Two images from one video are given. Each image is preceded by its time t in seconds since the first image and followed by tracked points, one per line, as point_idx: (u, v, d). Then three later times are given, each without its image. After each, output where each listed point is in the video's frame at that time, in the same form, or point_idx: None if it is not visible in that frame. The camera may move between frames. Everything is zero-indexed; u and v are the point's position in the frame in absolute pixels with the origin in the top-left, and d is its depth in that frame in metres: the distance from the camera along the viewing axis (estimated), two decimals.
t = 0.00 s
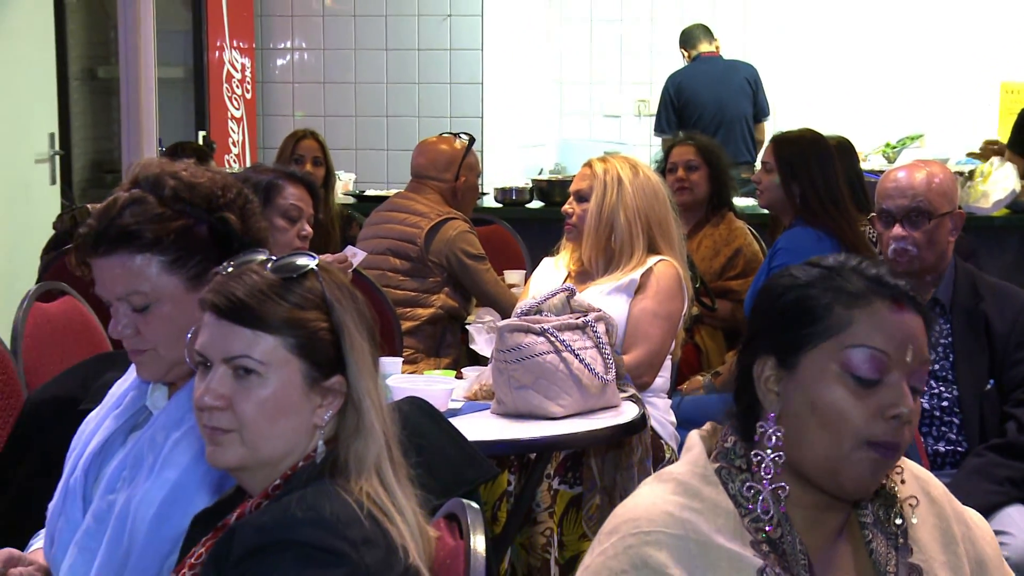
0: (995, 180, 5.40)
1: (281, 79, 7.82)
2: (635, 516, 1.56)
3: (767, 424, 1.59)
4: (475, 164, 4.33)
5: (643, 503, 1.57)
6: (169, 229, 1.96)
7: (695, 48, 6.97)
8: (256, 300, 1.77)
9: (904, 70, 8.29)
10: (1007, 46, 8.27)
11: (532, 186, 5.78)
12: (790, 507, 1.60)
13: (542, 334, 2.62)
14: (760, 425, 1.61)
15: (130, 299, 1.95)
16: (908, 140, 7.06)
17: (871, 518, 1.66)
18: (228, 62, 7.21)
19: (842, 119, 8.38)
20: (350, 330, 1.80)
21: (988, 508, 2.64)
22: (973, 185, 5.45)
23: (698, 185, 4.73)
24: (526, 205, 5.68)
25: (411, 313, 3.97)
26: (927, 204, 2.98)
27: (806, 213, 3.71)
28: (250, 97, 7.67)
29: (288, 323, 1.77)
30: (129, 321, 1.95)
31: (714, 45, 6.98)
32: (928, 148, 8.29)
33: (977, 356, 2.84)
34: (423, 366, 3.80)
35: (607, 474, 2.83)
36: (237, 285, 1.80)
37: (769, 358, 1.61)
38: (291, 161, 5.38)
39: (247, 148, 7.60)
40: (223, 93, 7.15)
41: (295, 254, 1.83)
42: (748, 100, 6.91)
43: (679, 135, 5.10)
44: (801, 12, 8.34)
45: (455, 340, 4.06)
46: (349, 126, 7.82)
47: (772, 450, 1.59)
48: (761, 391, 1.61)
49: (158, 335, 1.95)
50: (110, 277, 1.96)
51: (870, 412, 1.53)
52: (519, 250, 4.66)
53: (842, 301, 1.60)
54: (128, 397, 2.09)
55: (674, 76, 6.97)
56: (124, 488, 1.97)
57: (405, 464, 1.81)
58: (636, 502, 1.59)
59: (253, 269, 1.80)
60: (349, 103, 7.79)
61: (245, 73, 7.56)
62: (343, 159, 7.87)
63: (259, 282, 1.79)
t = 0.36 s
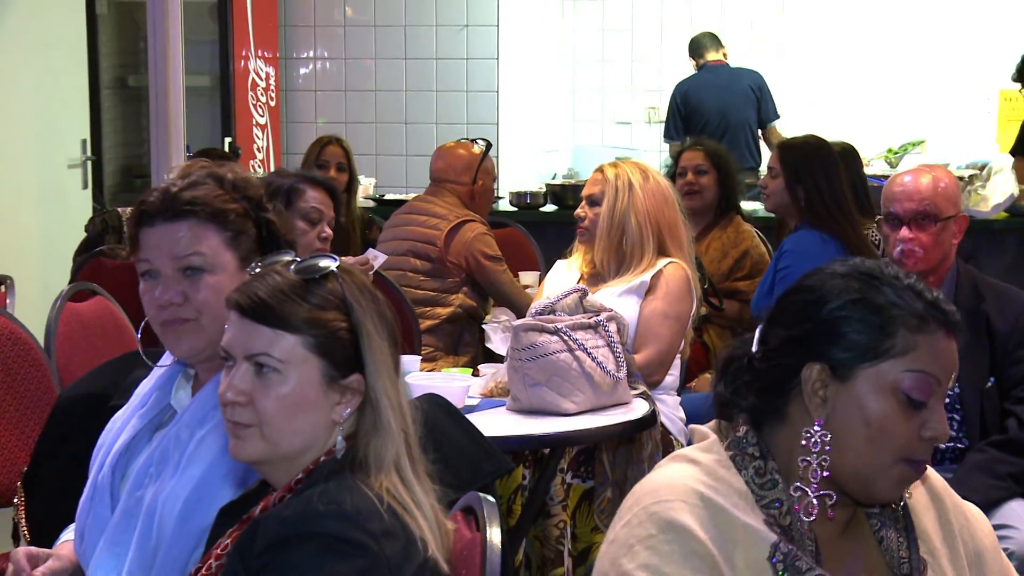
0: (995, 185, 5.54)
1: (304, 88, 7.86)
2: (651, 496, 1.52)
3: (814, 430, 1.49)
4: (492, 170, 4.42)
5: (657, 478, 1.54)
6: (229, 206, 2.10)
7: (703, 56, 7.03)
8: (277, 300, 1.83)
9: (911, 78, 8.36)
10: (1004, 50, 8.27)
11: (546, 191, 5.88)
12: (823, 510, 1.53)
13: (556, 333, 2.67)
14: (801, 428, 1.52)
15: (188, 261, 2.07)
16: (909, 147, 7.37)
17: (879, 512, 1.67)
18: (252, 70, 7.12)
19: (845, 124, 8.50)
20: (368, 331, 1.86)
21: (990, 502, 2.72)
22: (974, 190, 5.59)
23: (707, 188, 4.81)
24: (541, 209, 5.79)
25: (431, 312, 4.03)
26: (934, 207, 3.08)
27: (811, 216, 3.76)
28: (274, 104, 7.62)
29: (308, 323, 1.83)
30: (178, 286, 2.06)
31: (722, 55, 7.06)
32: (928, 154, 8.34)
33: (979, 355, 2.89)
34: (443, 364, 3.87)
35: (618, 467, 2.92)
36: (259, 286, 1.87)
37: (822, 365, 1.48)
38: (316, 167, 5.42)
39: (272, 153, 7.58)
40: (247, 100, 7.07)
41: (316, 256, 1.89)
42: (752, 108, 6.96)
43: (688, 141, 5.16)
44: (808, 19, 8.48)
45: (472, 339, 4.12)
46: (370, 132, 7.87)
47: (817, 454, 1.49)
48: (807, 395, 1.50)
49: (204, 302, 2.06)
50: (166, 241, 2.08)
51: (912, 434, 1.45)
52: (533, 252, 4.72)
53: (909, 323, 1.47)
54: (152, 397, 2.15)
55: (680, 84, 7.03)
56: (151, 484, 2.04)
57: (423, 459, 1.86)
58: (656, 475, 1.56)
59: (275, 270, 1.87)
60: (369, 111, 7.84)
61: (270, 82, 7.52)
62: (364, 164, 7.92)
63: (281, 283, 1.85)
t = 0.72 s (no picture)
0: (999, 188, 5.56)
1: (331, 95, 8.04)
2: (712, 463, 1.57)
3: (838, 434, 1.55)
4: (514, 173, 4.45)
5: (707, 453, 1.59)
6: (265, 209, 2.17)
7: (713, 65, 7.12)
8: (303, 301, 1.90)
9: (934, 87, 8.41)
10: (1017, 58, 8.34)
11: (565, 194, 5.99)
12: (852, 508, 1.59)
13: (574, 331, 2.73)
14: (826, 432, 1.57)
15: (221, 261, 2.13)
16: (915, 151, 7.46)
17: (895, 505, 1.72)
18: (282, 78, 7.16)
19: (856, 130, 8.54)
20: (392, 331, 1.91)
21: (990, 495, 2.80)
22: (978, 192, 5.65)
23: (720, 192, 4.86)
24: (559, 210, 5.90)
25: (452, 310, 4.11)
26: (938, 210, 3.14)
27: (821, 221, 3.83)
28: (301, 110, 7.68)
29: (334, 321, 1.89)
30: (207, 283, 2.13)
31: (730, 62, 7.13)
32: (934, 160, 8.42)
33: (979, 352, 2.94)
34: (463, 361, 3.94)
35: (634, 461, 3.02)
36: (287, 287, 1.93)
37: (846, 374, 1.53)
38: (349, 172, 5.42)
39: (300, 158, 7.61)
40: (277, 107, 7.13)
41: (343, 257, 1.96)
42: (761, 113, 7.03)
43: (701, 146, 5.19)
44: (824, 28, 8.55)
45: (491, 336, 4.22)
46: (394, 138, 8.03)
47: (839, 457, 1.55)
48: (830, 401, 1.55)
49: (235, 299, 2.13)
50: (201, 240, 2.14)
51: (929, 437, 1.51)
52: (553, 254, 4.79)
53: (933, 334, 1.52)
54: (181, 394, 2.22)
55: (692, 91, 7.10)
56: (180, 478, 2.11)
57: (446, 455, 1.91)
58: (697, 453, 1.61)
59: (302, 271, 1.93)
60: (392, 116, 8.00)
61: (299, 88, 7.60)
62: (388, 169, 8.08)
63: (307, 283, 1.92)
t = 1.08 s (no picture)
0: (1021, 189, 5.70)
1: (356, 95, 8.24)
2: (755, 459, 1.56)
3: (869, 437, 1.56)
4: (533, 169, 4.57)
5: (747, 449, 1.58)
6: (276, 212, 2.17)
7: (730, 67, 7.15)
8: (327, 299, 1.91)
9: (956, 88, 8.42)
10: None
11: (588, 193, 6.12)
12: (891, 512, 1.61)
13: (597, 331, 2.76)
14: (856, 435, 1.58)
15: (227, 271, 2.14)
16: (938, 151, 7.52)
17: (925, 505, 1.72)
18: (308, 79, 7.40)
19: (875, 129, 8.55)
20: (415, 330, 1.92)
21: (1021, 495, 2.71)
22: (1000, 193, 5.75)
23: (741, 191, 4.87)
24: (581, 211, 6.08)
25: (474, 309, 4.19)
26: (962, 209, 3.17)
27: (842, 218, 3.92)
28: (326, 110, 7.88)
29: (357, 319, 1.90)
30: (215, 291, 2.13)
31: (747, 64, 7.17)
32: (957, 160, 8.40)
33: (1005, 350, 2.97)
34: (485, 359, 3.99)
35: (656, 460, 3.02)
36: (312, 285, 1.95)
37: (875, 375, 1.54)
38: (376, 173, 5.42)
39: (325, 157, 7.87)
40: (303, 107, 7.33)
41: (367, 256, 1.96)
42: (781, 113, 7.04)
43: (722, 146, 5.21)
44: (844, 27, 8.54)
45: (513, 336, 4.28)
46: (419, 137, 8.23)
47: (876, 461, 1.56)
48: (859, 403, 1.56)
49: (241, 309, 2.12)
50: (210, 246, 2.16)
51: (958, 437, 1.52)
52: (573, 250, 4.91)
53: (960, 334, 1.53)
54: (208, 392, 2.24)
55: (711, 93, 7.09)
56: (205, 476, 2.12)
57: (469, 453, 1.91)
58: (733, 446, 1.60)
59: (327, 269, 1.94)
60: (416, 116, 8.21)
61: (323, 89, 7.78)
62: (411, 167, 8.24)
63: (331, 282, 1.93)
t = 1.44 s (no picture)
0: None
1: (387, 90, 8.37)
2: (784, 453, 1.55)
3: (902, 430, 1.55)
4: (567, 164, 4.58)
5: (777, 445, 1.57)
6: (309, 204, 2.18)
7: (758, 64, 7.17)
8: (358, 294, 1.89)
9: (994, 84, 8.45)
10: None
11: (620, 188, 6.23)
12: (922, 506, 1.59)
13: (628, 325, 2.79)
14: (889, 428, 1.57)
15: (265, 256, 2.16)
16: (973, 147, 7.48)
17: (956, 501, 1.71)
18: (338, 74, 7.31)
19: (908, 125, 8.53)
20: (446, 324, 1.89)
21: None
22: None
23: (774, 185, 4.96)
24: (614, 204, 6.11)
25: (507, 303, 4.29)
26: (993, 205, 3.27)
27: (876, 214, 4.03)
28: (359, 106, 7.81)
29: (389, 314, 1.88)
30: (251, 278, 2.15)
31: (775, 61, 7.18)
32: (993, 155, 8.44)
33: None
34: (518, 354, 4.05)
35: (688, 455, 3.06)
36: (344, 279, 1.93)
37: (908, 366, 1.54)
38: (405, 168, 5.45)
39: (357, 152, 7.75)
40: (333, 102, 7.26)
41: (399, 251, 1.94)
42: (813, 109, 7.03)
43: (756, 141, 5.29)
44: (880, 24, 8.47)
45: (546, 332, 4.36)
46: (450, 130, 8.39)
47: (908, 452, 1.55)
48: (892, 395, 1.55)
49: (277, 297, 2.15)
50: (245, 235, 2.17)
51: (992, 429, 1.51)
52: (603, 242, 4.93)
53: (993, 325, 1.52)
54: (233, 387, 2.23)
55: (741, 90, 7.08)
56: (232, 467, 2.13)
57: (501, 448, 1.90)
58: (764, 442, 1.59)
59: (359, 264, 1.93)
60: (449, 111, 8.35)
61: (355, 84, 7.71)
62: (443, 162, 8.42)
63: (363, 276, 1.91)
